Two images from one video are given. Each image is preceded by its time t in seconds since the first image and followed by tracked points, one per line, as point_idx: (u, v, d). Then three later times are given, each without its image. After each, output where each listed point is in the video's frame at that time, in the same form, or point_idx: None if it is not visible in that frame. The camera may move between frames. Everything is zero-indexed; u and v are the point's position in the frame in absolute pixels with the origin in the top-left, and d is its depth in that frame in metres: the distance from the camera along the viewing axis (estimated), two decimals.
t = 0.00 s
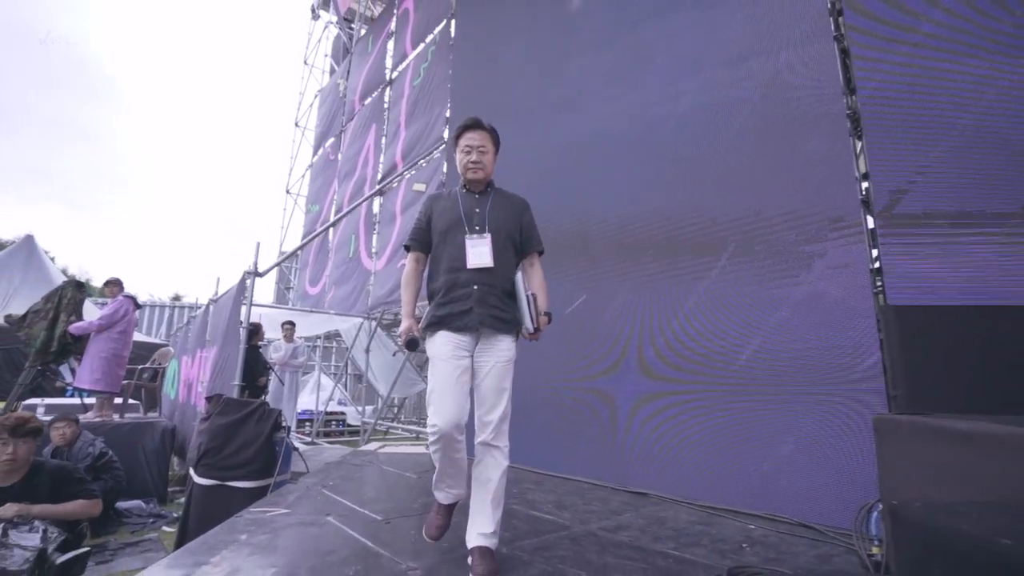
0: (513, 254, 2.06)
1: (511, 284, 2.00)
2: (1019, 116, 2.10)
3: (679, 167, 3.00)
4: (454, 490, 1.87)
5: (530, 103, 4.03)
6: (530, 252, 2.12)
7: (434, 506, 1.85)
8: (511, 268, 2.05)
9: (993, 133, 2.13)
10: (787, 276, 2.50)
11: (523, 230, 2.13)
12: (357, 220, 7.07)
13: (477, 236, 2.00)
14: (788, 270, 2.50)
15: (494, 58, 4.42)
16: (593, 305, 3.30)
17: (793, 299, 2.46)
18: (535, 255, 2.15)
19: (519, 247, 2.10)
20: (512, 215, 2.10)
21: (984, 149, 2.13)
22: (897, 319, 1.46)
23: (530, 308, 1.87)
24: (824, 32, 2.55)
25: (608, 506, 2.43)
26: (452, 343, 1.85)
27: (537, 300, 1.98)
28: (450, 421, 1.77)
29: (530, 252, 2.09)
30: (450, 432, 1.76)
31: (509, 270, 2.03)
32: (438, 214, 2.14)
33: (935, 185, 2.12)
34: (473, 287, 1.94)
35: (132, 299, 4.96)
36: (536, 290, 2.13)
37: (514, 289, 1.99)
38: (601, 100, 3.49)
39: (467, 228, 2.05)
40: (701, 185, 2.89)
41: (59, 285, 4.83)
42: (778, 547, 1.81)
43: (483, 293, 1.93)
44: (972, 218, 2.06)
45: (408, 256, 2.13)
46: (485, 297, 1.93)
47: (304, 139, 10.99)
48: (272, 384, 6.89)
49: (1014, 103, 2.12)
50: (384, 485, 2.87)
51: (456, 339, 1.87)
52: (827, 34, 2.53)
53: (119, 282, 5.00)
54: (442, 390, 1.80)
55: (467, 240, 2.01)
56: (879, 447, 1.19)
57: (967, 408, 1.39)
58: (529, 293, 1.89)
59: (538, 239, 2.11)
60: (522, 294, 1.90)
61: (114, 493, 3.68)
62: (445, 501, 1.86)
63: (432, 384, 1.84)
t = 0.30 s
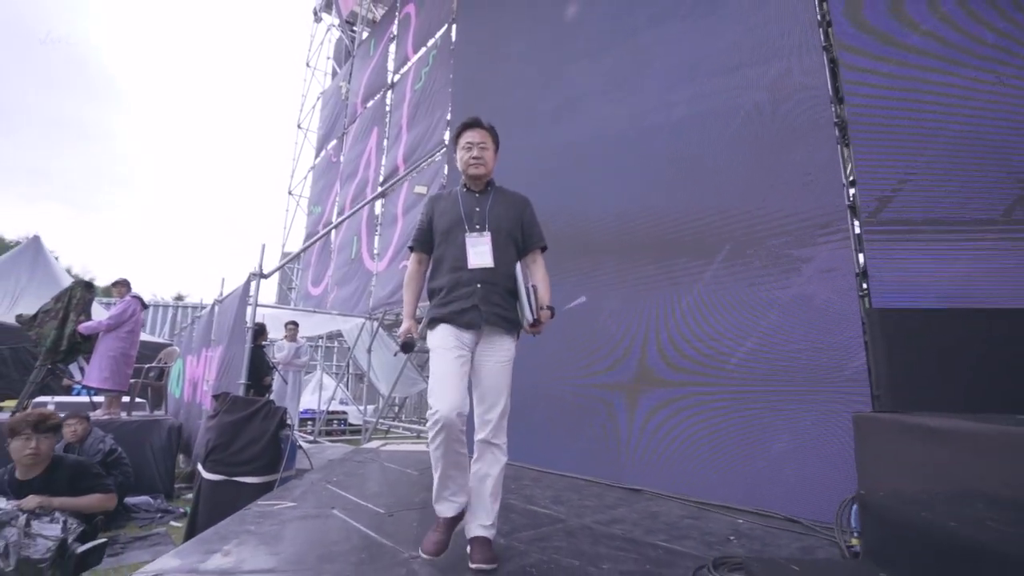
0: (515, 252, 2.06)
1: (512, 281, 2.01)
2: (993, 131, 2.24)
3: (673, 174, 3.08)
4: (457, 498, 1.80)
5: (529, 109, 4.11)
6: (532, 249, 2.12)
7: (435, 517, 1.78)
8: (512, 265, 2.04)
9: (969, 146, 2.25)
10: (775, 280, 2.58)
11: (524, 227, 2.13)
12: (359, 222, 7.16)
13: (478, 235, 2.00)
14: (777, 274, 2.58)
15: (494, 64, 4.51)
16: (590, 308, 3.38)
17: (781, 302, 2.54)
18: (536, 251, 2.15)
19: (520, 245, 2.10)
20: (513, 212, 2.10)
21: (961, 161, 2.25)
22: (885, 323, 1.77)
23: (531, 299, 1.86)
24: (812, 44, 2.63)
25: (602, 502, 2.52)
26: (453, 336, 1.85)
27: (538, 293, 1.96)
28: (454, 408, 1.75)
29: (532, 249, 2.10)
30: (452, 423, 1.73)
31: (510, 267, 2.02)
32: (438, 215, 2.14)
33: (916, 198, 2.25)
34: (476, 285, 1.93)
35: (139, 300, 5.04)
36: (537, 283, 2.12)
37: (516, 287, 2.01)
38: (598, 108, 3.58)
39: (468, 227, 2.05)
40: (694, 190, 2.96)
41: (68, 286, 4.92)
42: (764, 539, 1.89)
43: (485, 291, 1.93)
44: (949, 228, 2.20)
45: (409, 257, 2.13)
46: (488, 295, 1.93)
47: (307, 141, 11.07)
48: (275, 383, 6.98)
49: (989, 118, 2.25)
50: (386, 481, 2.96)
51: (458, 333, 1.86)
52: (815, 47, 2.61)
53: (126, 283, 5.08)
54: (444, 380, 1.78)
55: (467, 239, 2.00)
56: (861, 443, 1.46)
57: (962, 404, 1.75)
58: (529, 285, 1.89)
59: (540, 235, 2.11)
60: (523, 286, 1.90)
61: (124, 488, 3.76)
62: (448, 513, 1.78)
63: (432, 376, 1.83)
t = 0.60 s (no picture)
0: (520, 252, 2.08)
1: (518, 280, 2.02)
2: (984, 139, 2.31)
3: (672, 178, 3.16)
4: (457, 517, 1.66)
5: (534, 114, 4.20)
6: (538, 247, 2.12)
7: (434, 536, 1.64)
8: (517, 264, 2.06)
9: (961, 154, 2.32)
10: (770, 282, 2.66)
11: (529, 227, 2.15)
12: (366, 223, 7.27)
13: (484, 235, 2.02)
14: (771, 277, 2.66)
15: (500, 69, 4.60)
16: (591, 309, 3.46)
17: (776, 304, 2.62)
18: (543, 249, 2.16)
19: (525, 244, 2.12)
20: (518, 211, 2.12)
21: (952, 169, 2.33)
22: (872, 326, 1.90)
23: (536, 295, 1.85)
24: (807, 53, 2.71)
25: (602, 496, 2.61)
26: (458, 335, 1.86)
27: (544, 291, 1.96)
28: (459, 403, 1.75)
29: (538, 246, 2.11)
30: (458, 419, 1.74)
31: (515, 266, 2.04)
32: (444, 216, 2.15)
33: (907, 205, 2.33)
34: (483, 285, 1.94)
35: (153, 299, 5.17)
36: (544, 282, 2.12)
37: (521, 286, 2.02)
38: (600, 113, 3.67)
39: (473, 227, 2.06)
40: (693, 194, 3.04)
41: (85, 285, 5.05)
42: (755, 531, 1.98)
43: (492, 291, 1.94)
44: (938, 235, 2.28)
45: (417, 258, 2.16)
46: (495, 295, 1.94)
47: (314, 142, 11.20)
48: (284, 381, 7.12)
49: (979, 127, 2.32)
50: (395, 476, 3.06)
51: (463, 332, 1.87)
52: (809, 56, 2.69)
53: (141, 283, 5.21)
54: (448, 379, 1.79)
55: (473, 240, 2.02)
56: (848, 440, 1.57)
57: (961, 402, 1.87)
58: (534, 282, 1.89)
59: (547, 233, 2.11)
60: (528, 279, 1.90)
61: (141, 482, 3.89)
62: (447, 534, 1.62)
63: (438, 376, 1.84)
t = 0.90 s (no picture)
0: (526, 255, 2.09)
1: (522, 283, 2.04)
2: (975, 143, 2.39)
3: (673, 181, 3.24)
4: (462, 530, 1.58)
5: (538, 119, 4.28)
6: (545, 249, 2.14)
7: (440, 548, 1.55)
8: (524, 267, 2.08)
9: (952, 157, 2.41)
10: (769, 282, 2.73)
11: (535, 229, 2.16)
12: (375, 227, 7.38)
13: (489, 239, 2.03)
14: (770, 277, 2.73)
15: (504, 75, 4.68)
16: (596, 310, 3.53)
17: (775, 304, 2.69)
18: (549, 251, 2.17)
19: (532, 246, 2.14)
20: (524, 212, 2.13)
21: (943, 172, 2.42)
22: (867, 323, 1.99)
23: (541, 300, 1.89)
24: (803, 58, 2.77)
25: (607, 491, 2.69)
26: (468, 342, 1.86)
27: (550, 294, 2.00)
28: (466, 413, 1.74)
29: (545, 249, 2.12)
30: (467, 429, 1.73)
31: (520, 269, 2.05)
32: (450, 220, 2.16)
33: (900, 208, 2.43)
34: (489, 290, 1.95)
35: (170, 304, 5.31)
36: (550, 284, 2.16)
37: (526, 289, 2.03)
38: (602, 118, 3.75)
39: (479, 231, 2.07)
40: (693, 196, 3.12)
41: (105, 291, 5.20)
42: (754, 523, 2.05)
43: (499, 295, 1.95)
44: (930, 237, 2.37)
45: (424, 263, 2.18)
46: (502, 300, 1.95)
47: (323, 147, 11.34)
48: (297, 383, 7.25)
49: (971, 130, 2.41)
50: (407, 474, 3.16)
51: (472, 340, 1.87)
52: (805, 61, 2.76)
53: (158, 289, 5.36)
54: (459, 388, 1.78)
55: (479, 244, 2.03)
56: (841, 437, 1.67)
57: (960, 401, 1.93)
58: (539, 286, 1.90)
59: (553, 235, 2.13)
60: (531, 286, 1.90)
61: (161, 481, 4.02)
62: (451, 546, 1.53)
63: (444, 385, 1.82)
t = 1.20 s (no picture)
0: (529, 257, 2.15)
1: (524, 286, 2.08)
2: (964, 147, 2.49)
3: (673, 185, 3.31)
4: (465, 539, 1.51)
5: (540, 125, 4.37)
6: (548, 251, 2.19)
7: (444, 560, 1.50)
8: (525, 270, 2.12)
9: (944, 161, 2.51)
10: (766, 284, 2.81)
11: (537, 231, 2.21)
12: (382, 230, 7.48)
13: (492, 240, 2.07)
14: (767, 278, 2.81)
15: (508, 80, 4.78)
16: (598, 312, 3.62)
17: (772, 304, 2.77)
18: (552, 253, 2.22)
19: (535, 249, 2.19)
20: (528, 215, 2.19)
21: (935, 177, 2.51)
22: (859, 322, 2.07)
23: (542, 309, 1.95)
24: (798, 65, 2.85)
25: (610, 488, 2.77)
26: (471, 348, 1.87)
27: (552, 299, 2.06)
28: (469, 423, 1.72)
29: (549, 251, 2.17)
30: (470, 438, 1.71)
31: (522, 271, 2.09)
32: (453, 223, 2.20)
33: (893, 211, 2.52)
34: (493, 293, 1.97)
35: (184, 308, 5.43)
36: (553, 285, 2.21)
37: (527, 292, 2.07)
38: (604, 123, 3.82)
39: (482, 233, 2.12)
40: (693, 200, 3.19)
41: (121, 296, 5.35)
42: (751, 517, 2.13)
43: (501, 297, 1.98)
44: (918, 239, 2.48)
45: (427, 266, 2.26)
46: (505, 302, 1.98)
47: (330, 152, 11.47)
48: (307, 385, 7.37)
49: (961, 135, 2.51)
50: (415, 472, 3.26)
51: (474, 345, 1.88)
52: (800, 67, 2.83)
53: (172, 293, 5.49)
54: (461, 396, 1.77)
55: (482, 246, 2.08)
56: (832, 434, 1.74)
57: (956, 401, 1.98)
58: (538, 295, 1.96)
59: (556, 238, 2.19)
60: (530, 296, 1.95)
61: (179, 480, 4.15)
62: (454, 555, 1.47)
63: (449, 396, 1.84)
